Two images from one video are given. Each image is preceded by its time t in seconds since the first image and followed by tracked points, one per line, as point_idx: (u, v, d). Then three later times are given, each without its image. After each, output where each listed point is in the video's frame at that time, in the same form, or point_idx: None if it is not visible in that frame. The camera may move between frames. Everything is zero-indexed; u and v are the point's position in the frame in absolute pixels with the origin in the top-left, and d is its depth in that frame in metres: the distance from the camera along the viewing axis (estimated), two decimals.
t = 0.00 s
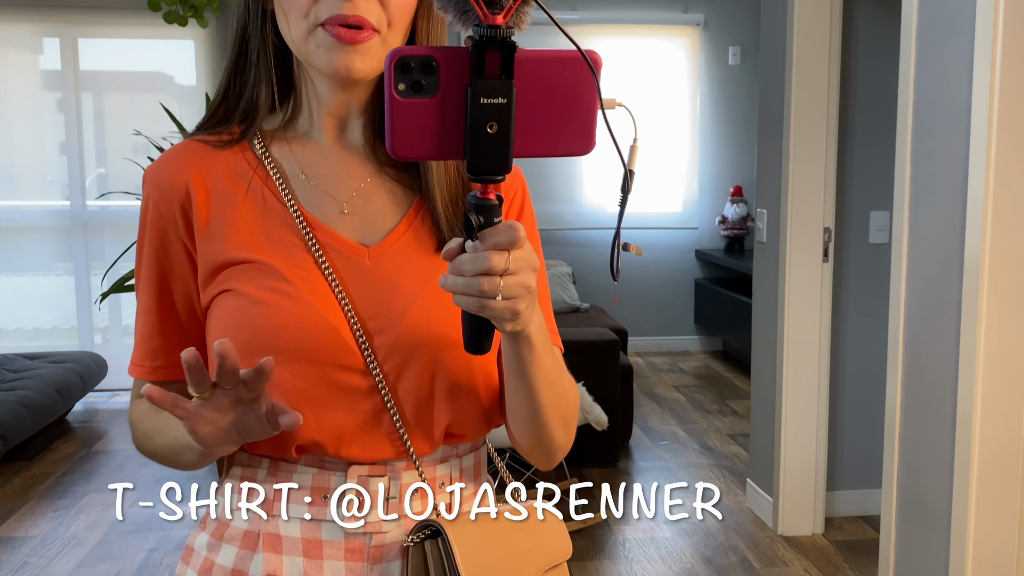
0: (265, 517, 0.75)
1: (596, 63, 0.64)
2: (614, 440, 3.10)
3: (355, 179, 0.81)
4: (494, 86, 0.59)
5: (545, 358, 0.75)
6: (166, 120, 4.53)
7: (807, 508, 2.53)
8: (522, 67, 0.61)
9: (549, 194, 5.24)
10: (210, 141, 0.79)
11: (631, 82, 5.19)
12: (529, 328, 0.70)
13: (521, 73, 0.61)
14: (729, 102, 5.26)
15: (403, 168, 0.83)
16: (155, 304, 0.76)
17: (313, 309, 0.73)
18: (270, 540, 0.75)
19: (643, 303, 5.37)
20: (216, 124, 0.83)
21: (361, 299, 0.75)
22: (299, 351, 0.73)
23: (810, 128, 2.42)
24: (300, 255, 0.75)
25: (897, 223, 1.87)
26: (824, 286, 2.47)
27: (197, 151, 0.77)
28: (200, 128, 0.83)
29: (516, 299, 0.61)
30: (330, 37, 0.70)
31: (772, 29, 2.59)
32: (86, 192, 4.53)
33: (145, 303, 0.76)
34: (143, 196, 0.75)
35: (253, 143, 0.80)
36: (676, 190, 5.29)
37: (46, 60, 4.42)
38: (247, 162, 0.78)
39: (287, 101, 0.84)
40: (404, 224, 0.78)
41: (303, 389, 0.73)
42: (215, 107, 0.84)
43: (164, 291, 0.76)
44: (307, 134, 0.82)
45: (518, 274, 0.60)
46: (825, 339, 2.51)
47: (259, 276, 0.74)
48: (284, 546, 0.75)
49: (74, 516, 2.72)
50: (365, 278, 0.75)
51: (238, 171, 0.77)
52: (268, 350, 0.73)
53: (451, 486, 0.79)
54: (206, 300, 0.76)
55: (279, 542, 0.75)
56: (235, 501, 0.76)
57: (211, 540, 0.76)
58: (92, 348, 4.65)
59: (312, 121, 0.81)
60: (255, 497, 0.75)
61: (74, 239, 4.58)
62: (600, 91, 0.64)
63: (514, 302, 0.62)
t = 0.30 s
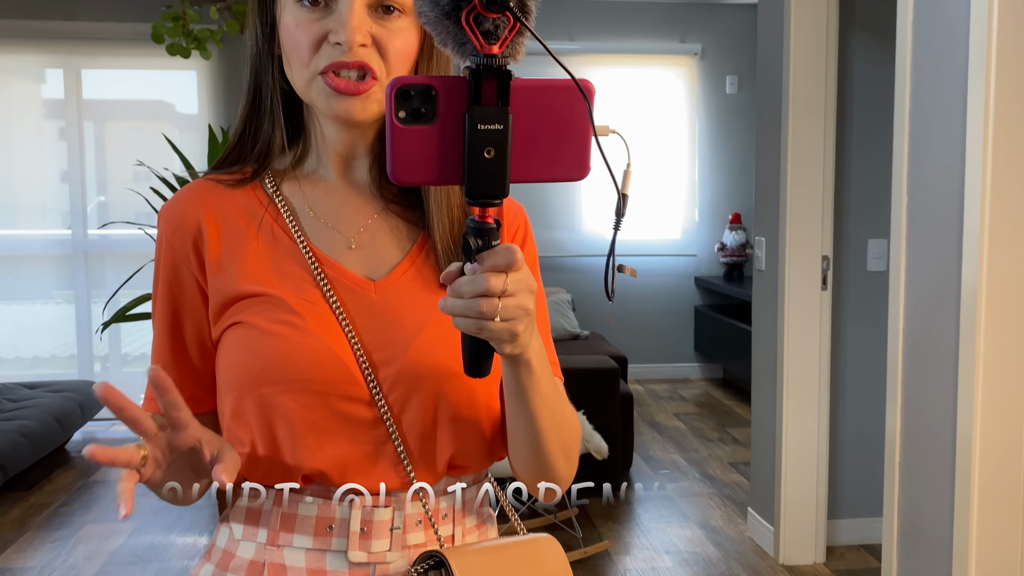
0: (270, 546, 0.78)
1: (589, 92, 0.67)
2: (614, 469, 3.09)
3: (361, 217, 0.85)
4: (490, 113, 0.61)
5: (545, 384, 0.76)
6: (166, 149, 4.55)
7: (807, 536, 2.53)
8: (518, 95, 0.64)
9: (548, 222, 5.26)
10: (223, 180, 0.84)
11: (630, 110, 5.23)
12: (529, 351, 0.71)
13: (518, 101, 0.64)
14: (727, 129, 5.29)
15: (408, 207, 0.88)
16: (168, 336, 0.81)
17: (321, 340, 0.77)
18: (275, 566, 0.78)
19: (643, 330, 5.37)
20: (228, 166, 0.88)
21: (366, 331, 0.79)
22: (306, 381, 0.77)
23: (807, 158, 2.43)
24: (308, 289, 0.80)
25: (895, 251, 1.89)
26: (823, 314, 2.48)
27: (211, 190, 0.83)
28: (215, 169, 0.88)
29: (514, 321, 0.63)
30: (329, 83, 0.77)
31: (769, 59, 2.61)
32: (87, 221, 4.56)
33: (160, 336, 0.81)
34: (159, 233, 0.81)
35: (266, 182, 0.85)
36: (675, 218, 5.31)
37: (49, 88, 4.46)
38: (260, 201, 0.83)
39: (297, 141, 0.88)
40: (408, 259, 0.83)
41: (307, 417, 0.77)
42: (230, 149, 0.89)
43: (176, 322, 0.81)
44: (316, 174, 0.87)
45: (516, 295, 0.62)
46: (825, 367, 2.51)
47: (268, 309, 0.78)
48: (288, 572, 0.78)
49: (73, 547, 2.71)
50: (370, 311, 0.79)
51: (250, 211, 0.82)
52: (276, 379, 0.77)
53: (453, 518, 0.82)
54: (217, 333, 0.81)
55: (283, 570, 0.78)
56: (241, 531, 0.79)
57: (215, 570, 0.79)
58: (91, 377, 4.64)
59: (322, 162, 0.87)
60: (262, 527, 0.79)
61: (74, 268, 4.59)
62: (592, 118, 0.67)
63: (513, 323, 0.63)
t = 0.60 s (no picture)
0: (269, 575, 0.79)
1: (581, 120, 0.71)
2: (613, 498, 3.08)
3: (361, 253, 0.87)
4: (486, 139, 0.65)
5: (542, 410, 0.77)
6: (166, 178, 4.58)
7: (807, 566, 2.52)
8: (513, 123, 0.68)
9: (546, 250, 5.28)
10: (227, 219, 0.86)
11: (627, 139, 5.27)
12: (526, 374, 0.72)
13: (513, 128, 0.67)
14: (723, 157, 5.33)
15: (407, 244, 0.90)
16: (171, 372, 0.82)
17: (321, 373, 0.78)
18: None
19: (641, 358, 5.37)
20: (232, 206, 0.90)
21: (366, 364, 0.80)
22: (306, 414, 0.77)
23: (802, 187, 2.45)
24: (309, 323, 0.81)
25: (890, 282, 1.90)
26: (819, 343, 2.49)
27: (216, 228, 0.84)
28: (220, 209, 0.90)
29: (512, 341, 0.64)
30: (331, 127, 0.78)
31: (763, 89, 2.64)
32: (86, 250, 4.57)
33: (163, 372, 0.81)
34: (164, 270, 0.82)
35: (269, 221, 0.87)
36: (672, 246, 5.33)
37: (50, 117, 4.50)
38: (263, 239, 0.85)
39: (299, 182, 0.91)
40: (406, 293, 0.84)
41: (307, 450, 0.78)
42: (234, 190, 0.91)
43: (179, 358, 0.82)
44: (318, 213, 0.89)
45: (513, 315, 0.64)
46: (822, 395, 2.52)
47: (270, 343, 0.79)
48: None
49: None
50: (369, 344, 0.80)
51: (253, 248, 0.84)
52: (275, 412, 0.77)
53: (450, 549, 0.84)
54: (219, 368, 0.82)
55: None
56: (240, 560, 0.81)
57: None
58: (89, 406, 4.63)
59: (324, 200, 0.89)
60: (261, 556, 0.80)
61: (73, 296, 4.59)
62: (583, 146, 0.70)
63: (511, 343, 0.65)
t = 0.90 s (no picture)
0: None
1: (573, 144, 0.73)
2: (610, 523, 3.07)
3: (356, 284, 0.88)
4: (481, 162, 0.67)
5: (536, 430, 0.78)
6: (164, 204, 4.60)
7: None
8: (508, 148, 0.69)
9: (543, 274, 5.29)
10: (227, 251, 0.88)
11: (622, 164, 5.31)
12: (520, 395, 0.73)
13: (508, 153, 0.69)
14: (718, 182, 5.36)
15: (402, 274, 0.91)
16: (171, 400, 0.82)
17: (317, 401, 0.79)
18: None
19: (638, 382, 5.36)
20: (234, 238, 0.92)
21: (361, 393, 0.80)
22: (301, 441, 0.78)
23: (796, 211, 2.47)
24: (305, 352, 0.82)
25: (884, 306, 1.91)
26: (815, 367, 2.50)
27: (216, 259, 0.86)
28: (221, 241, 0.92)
29: (508, 359, 0.65)
30: (326, 158, 0.79)
31: (757, 115, 2.67)
32: (84, 275, 4.58)
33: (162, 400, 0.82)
34: (165, 300, 0.83)
35: (267, 252, 0.88)
36: (668, 270, 5.34)
37: (49, 142, 4.52)
38: (261, 269, 0.86)
39: (296, 215, 0.92)
40: (401, 323, 0.85)
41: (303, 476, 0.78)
42: (233, 224, 0.93)
43: (178, 387, 0.83)
44: (315, 244, 0.90)
45: (509, 335, 0.65)
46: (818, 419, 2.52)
47: (267, 371, 0.80)
48: None
49: None
50: (365, 372, 0.81)
51: (252, 278, 0.85)
52: (271, 439, 0.78)
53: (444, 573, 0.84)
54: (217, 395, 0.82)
55: None
56: None
57: None
58: (85, 431, 4.62)
59: (320, 232, 0.90)
60: None
61: (70, 321, 4.59)
62: (575, 169, 0.72)
63: (507, 362, 0.66)
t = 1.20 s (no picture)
0: None
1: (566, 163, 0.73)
2: (605, 542, 3.06)
3: (349, 306, 0.88)
4: (475, 180, 0.67)
5: (530, 445, 0.78)
6: (159, 224, 4.60)
7: None
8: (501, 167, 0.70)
9: (538, 292, 5.30)
10: (223, 276, 0.88)
11: (617, 182, 5.32)
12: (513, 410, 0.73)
13: (501, 171, 0.70)
14: (712, 200, 5.38)
15: (395, 295, 0.91)
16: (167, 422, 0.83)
17: (311, 421, 0.79)
18: None
19: (634, 400, 5.36)
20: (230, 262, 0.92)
21: (355, 413, 0.80)
22: (295, 460, 0.77)
23: (790, 230, 2.48)
24: (299, 374, 0.82)
25: (878, 324, 1.92)
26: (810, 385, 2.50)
27: (211, 284, 0.86)
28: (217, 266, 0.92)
29: (502, 373, 0.66)
30: (321, 184, 0.79)
31: (750, 134, 2.68)
32: (78, 294, 4.57)
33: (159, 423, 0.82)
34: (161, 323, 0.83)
35: (262, 276, 0.89)
36: (663, 288, 5.35)
37: (44, 161, 4.52)
38: (256, 293, 0.87)
39: (291, 239, 0.93)
40: (393, 344, 0.85)
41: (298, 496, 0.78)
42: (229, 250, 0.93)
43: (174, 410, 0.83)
44: (309, 267, 0.90)
45: (503, 348, 0.65)
46: (813, 436, 2.52)
47: (261, 392, 0.80)
48: None
49: None
50: (359, 392, 0.81)
51: (246, 301, 0.86)
52: (266, 459, 0.77)
53: None
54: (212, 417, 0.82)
55: None
56: None
57: None
58: (77, 452, 4.59)
59: (314, 256, 0.90)
60: None
61: (64, 341, 4.57)
62: (567, 188, 0.72)
63: (501, 376, 0.66)
